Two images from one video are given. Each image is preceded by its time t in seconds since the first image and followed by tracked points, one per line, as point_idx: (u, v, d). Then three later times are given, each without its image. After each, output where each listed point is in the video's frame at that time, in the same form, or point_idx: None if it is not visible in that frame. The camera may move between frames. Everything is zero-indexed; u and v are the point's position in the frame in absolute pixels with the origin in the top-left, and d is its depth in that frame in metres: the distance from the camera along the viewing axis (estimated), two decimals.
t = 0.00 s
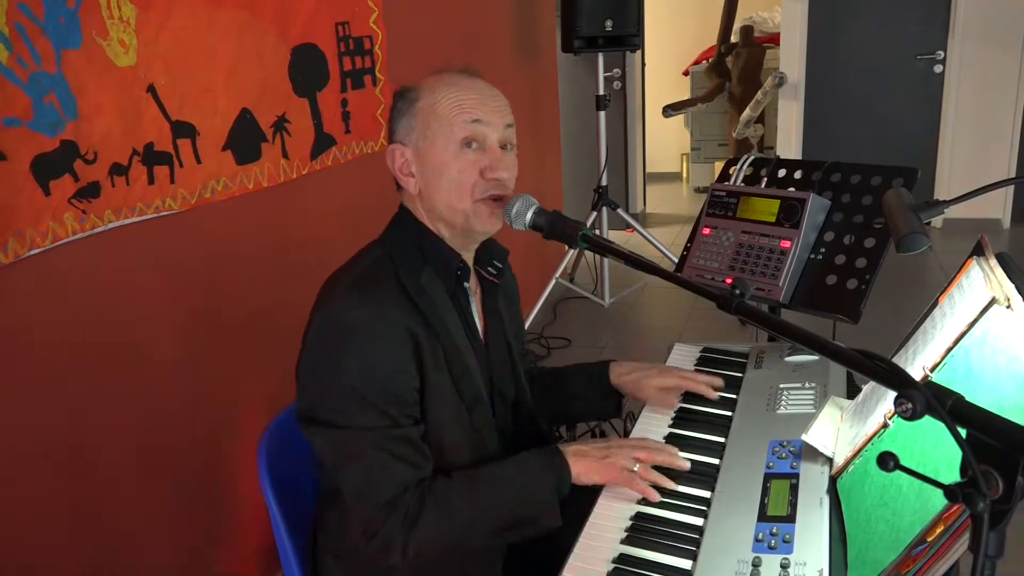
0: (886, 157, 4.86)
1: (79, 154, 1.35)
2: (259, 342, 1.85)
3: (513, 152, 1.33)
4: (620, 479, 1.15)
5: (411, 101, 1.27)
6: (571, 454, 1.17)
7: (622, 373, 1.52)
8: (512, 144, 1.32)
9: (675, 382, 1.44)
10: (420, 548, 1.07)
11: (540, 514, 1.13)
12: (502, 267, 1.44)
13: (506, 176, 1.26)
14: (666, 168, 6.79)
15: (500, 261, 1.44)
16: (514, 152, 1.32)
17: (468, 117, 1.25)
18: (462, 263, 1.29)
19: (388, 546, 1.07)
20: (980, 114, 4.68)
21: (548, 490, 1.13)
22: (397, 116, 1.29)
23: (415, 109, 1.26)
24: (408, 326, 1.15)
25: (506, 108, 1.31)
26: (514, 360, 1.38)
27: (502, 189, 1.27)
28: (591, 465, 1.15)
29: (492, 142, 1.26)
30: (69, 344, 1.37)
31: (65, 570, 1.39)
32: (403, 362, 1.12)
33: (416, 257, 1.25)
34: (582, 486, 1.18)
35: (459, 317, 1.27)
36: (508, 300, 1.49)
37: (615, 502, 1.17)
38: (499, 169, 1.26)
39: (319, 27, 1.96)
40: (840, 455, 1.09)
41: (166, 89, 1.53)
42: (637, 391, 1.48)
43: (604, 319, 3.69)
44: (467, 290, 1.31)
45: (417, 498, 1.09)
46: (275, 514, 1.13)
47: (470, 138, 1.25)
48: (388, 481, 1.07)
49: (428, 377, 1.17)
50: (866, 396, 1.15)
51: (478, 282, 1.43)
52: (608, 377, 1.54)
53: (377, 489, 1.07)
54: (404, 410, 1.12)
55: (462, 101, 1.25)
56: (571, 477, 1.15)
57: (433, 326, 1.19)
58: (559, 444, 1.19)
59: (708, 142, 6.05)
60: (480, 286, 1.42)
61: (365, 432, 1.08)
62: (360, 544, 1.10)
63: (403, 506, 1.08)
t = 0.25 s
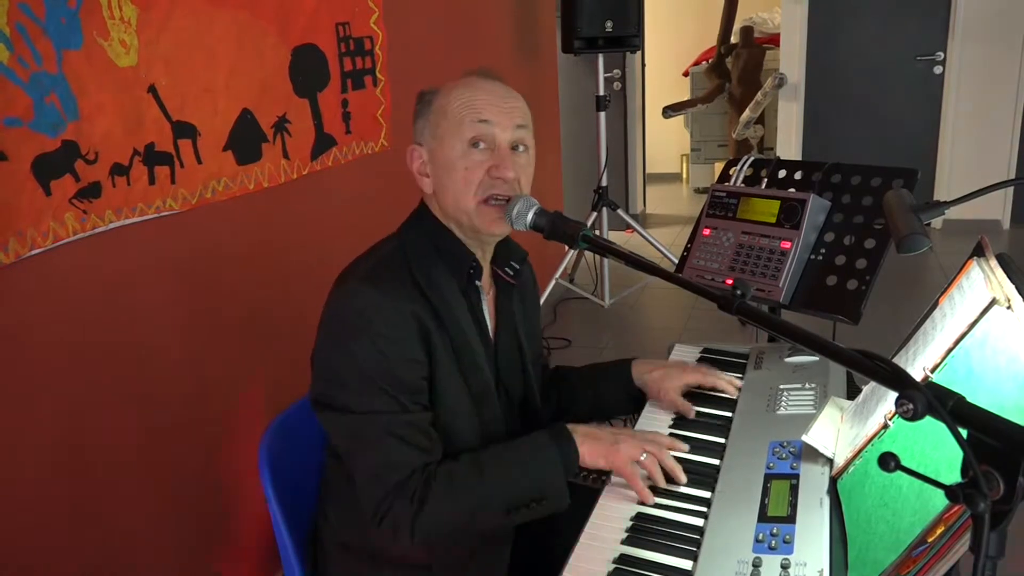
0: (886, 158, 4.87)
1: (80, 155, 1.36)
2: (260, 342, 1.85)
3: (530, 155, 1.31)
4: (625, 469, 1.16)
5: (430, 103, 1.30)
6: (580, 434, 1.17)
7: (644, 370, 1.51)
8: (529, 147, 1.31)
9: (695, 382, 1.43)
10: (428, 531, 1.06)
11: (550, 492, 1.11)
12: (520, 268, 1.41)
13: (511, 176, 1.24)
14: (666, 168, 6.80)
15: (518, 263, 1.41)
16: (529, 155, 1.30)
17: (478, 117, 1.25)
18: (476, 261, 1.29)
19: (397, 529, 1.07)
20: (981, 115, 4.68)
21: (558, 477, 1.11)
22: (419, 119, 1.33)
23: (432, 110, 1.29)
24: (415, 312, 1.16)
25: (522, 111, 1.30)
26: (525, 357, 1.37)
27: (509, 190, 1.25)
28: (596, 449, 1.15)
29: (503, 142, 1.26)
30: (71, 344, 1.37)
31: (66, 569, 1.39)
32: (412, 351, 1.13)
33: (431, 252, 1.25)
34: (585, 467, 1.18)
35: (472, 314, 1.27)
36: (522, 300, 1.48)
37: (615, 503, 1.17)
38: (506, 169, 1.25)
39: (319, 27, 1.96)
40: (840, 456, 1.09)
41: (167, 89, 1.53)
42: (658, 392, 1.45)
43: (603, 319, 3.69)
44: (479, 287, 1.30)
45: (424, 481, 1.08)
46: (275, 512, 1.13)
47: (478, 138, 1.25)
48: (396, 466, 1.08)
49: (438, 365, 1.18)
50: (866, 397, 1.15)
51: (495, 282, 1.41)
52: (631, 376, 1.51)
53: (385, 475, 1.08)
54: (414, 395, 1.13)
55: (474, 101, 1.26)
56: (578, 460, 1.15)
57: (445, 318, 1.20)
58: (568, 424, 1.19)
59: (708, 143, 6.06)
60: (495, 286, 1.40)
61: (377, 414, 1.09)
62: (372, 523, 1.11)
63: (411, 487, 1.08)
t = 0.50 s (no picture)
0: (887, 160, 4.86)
1: (84, 154, 1.36)
2: (261, 342, 1.85)
3: (539, 161, 1.30)
4: (620, 473, 1.16)
5: (445, 104, 1.32)
6: (572, 442, 1.17)
7: (636, 373, 1.51)
8: (538, 153, 1.30)
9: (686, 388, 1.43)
10: (419, 532, 1.05)
11: (539, 503, 1.12)
12: (527, 273, 1.41)
13: (513, 176, 1.24)
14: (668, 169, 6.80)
15: (525, 268, 1.41)
16: (536, 160, 1.29)
17: (485, 118, 1.26)
18: (485, 264, 1.29)
19: (387, 529, 1.06)
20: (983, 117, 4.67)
21: (548, 483, 1.12)
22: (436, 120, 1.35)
23: (445, 110, 1.31)
24: (422, 314, 1.15)
25: (534, 116, 1.30)
26: (529, 366, 1.37)
27: (509, 191, 1.24)
28: (588, 455, 1.15)
29: (509, 143, 1.26)
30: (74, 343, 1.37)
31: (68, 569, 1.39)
32: (416, 353, 1.13)
33: (439, 251, 1.25)
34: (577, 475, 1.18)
35: (479, 316, 1.27)
36: (529, 305, 1.48)
37: (618, 504, 1.16)
38: (507, 169, 1.24)
39: (322, 27, 1.96)
40: (843, 458, 1.09)
41: (171, 89, 1.54)
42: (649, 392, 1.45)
43: (604, 320, 3.69)
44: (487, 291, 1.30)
45: (419, 483, 1.07)
46: (278, 513, 1.13)
47: (484, 138, 1.26)
48: (392, 465, 1.07)
49: (440, 365, 1.17)
50: (869, 397, 1.15)
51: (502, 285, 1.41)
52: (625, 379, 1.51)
53: (385, 474, 1.06)
54: (415, 400, 1.13)
55: (484, 102, 1.27)
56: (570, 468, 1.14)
57: (451, 320, 1.20)
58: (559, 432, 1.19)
59: (709, 144, 6.06)
60: (503, 290, 1.41)
61: (379, 412, 1.09)
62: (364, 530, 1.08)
63: (404, 489, 1.07)
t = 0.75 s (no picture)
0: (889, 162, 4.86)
1: (88, 154, 1.36)
2: (264, 342, 1.85)
3: (540, 156, 1.30)
4: (627, 480, 1.14)
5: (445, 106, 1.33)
6: (580, 452, 1.16)
7: (641, 373, 1.50)
8: (539, 148, 1.30)
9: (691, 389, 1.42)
10: (426, 537, 1.06)
11: (547, 509, 1.11)
12: (531, 268, 1.42)
13: (513, 166, 1.24)
14: (670, 170, 6.80)
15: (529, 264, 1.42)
16: (538, 154, 1.30)
17: (485, 113, 1.27)
18: (491, 262, 1.28)
19: (394, 533, 1.06)
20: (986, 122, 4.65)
21: (558, 487, 1.12)
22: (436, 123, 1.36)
23: (445, 111, 1.32)
24: (425, 314, 1.15)
25: (533, 111, 1.31)
26: (535, 367, 1.35)
27: (511, 181, 1.24)
28: (595, 465, 1.14)
29: (509, 137, 1.26)
30: (77, 343, 1.37)
31: (70, 568, 1.39)
32: (420, 354, 1.13)
33: (444, 249, 1.25)
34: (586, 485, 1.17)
35: (488, 316, 1.27)
36: (534, 305, 1.47)
37: (621, 505, 1.16)
38: (508, 160, 1.25)
39: (326, 28, 1.96)
40: (847, 459, 1.09)
41: (175, 89, 1.54)
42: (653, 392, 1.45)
43: (606, 321, 3.69)
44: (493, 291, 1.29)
45: (427, 487, 1.07)
46: (281, 513, 1.14)
47: (484, 132, 1.26)
48: (400, 468, 1.07)
49: (447, 365, 1.18)
50: (872, 399, 1.15)
51: (506, 282, 1.41)
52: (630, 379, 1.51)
53: (389, 476, 1.06)
54: (419, 400, 1.13)
55: (484, 98, 1.28)
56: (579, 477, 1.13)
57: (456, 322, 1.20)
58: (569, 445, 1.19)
59: (712, 145, 6.06)
60: (508, 287, 1.41)
61: (383, 415, 1.09)
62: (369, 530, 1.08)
63: (412, 492, 1.07)
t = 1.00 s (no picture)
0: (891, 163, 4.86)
1: (92, 153, 1.36)
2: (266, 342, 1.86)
3: (546, 165, 1.31)
4: (629, 471, 1.14)
5: (453, 107, 1.33)
6: (588, 432, 1.16)
7: (646, 373, 1.50)
8: (545, 157, 1.31)
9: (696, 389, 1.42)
10: (437, 530, 1.06)
11: (558, 493, 1.11)
12: (532, 271, 1.42)
13: (520, 177, 1.24)
14: (672, 171, 6.81)
15: (530, 265, 1.42)
16: (543, 163, 1.30)
17: (493, 120, 1.26)
18: (488, 265, 1.28)
19: (406, 528, 1.06)
20: (988, 122, 4.65)
21: (567, 474, 1.11)
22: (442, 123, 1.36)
23: (453, 112, 1.31)
24: (425, 311, 1.16)
25: (542, 120, 1.30)
26: (535, 370, 1.36)
27: (517, 191, 1.25)
28: (602, 447, 1.14)
29: (516, 146, 1.27)
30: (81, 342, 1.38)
31: (74, 567, 1.39)
32: (422, 353, 1.13)
33: (443, 250, 1.25)
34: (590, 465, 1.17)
35: (485, 315, 1.27)
36: (535, 305, 1.48)
37: (623, 506, 1.16)
38: (515, 171, 1.25)
39: (329, 28, 1.97)
40: (849, 460, 1.10)
41: (178, 89, 1.54)
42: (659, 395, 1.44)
43: (608, 321, 3.69)
44: (490, 292, 1.29)
45: (432, 480, 1.07)
46: (285, 513, 1.14)
47: (492, 139, 1.26)
48: (405, 463, 1.07)
49: (447, 364, 1.18)
50: (874, 400, 1.15)
51: (506, 283, 1.41)
52: (635, 378, 1.51)
53: (397, 472, 1.07)
54: (422, 396, 1.13)
55: (493, 104, 1.28)
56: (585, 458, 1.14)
57: (455, 322, 1.20)
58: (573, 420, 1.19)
59: (713, 146, 6.06)
60: (507, 287, 1.41)
61: (383, 411, 1.09)
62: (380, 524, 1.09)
63: (418, 487, 1.07)
